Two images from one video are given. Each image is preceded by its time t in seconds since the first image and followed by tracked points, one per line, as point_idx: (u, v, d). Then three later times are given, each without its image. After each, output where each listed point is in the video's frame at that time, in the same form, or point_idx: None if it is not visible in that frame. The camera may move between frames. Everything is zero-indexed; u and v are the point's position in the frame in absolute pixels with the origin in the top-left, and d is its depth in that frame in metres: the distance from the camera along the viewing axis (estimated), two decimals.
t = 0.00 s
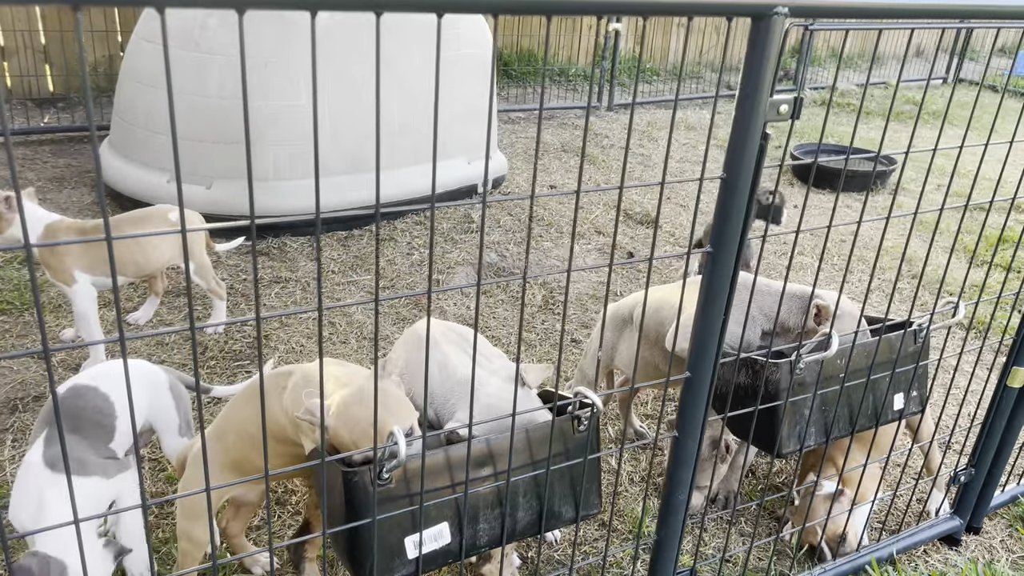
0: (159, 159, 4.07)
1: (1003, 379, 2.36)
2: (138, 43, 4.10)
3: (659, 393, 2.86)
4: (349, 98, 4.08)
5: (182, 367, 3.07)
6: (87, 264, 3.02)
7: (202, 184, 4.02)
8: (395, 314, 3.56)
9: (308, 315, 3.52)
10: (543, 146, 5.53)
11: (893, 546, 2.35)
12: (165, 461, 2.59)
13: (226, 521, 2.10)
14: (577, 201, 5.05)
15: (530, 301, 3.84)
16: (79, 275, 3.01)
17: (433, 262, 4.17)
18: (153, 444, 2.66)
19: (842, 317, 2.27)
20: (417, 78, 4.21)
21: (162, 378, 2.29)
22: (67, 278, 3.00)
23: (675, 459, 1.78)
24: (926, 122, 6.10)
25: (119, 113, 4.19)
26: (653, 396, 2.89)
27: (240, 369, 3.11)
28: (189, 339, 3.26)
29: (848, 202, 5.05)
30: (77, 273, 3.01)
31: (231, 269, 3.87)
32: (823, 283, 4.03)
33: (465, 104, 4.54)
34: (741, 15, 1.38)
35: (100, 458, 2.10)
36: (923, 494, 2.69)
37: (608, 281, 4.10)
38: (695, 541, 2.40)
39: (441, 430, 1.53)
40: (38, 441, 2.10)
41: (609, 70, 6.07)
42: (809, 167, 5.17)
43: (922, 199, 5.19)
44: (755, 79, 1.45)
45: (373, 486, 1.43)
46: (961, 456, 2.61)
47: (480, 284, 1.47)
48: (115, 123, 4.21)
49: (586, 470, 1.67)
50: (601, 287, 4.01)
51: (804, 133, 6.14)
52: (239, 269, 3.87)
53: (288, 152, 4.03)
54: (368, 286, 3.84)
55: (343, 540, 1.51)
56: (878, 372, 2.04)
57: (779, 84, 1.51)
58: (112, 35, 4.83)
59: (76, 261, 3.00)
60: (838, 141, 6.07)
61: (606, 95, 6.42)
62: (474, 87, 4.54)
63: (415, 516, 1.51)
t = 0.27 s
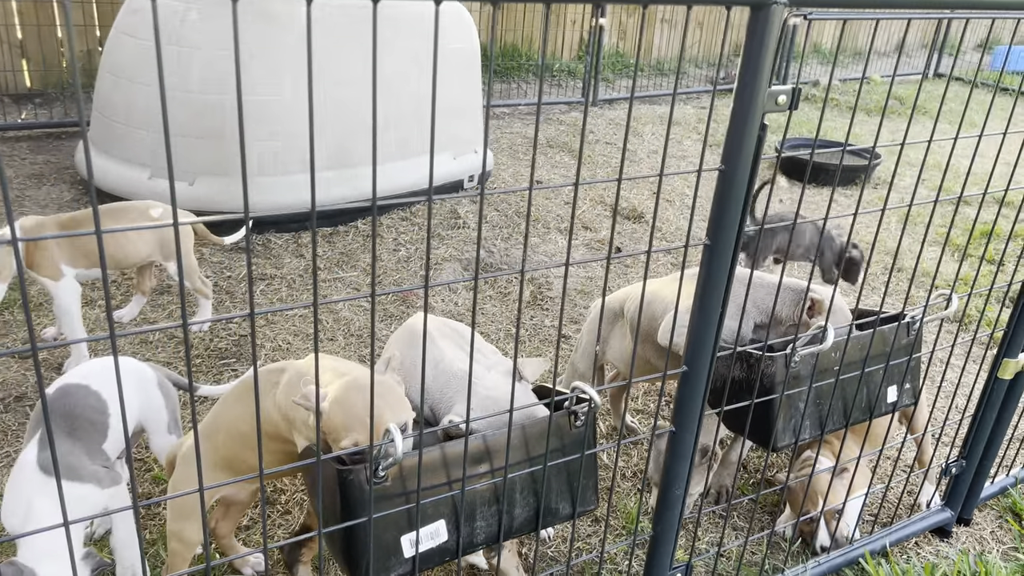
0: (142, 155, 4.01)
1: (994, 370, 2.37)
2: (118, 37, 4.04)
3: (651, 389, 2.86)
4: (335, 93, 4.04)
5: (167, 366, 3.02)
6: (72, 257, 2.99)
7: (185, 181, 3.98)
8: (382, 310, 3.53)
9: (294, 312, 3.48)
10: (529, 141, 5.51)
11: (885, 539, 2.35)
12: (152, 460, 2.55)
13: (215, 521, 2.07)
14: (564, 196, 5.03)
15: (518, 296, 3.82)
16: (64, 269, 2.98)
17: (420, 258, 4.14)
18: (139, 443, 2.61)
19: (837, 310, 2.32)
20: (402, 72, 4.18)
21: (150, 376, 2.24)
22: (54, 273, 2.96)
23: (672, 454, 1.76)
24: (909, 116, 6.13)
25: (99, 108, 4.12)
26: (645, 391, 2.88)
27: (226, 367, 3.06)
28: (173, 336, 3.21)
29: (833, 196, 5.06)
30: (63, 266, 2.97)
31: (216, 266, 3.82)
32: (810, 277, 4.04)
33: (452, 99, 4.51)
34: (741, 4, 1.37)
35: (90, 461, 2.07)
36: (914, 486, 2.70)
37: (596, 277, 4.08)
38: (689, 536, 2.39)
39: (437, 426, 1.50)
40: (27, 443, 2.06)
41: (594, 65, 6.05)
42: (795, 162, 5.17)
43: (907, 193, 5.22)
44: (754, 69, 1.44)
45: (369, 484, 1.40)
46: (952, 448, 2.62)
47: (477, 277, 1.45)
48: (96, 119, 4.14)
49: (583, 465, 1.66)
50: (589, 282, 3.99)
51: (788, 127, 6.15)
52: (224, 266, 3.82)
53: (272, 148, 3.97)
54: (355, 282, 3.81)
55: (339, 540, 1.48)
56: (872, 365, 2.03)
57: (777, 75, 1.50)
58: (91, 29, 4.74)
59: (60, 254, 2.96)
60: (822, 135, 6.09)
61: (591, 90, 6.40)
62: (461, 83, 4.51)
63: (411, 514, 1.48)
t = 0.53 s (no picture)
0: (123, 149, 3.96)
1: (979, 358, 2.38)
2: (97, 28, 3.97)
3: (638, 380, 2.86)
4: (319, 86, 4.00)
5: (151, 361, 2.99)
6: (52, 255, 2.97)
7: (166, 174, 3.92)
8: (368, 304, 3.51)
9: (280, 306, 3.45)
10: (514, 134, 5.49)
11: (872, 527, 2.36)
12: (136, 456, 2.52)
13: (201, 516, 2.05)
14: (549, 189, 5.02)
15: (505, 289, 3.81)
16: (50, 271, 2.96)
17: (406, 252, 4.12)
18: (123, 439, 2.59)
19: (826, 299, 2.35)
20: (386, 64, 4.15)
21: (136, 371, 2.22)
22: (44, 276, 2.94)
23: (661, 444, 1.76)
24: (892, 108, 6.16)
25: (78, 101, 4.06)
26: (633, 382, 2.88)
27: (211, 362, 3.03)
28: (157, 332, 3.18)
29: (817, 188, 5.09)
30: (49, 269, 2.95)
31: (200, 260, 3.79)
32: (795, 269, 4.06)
33: (437, 92, 4.48)
34: None
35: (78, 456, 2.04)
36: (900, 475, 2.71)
37: (583, 269, 4.08)
38: (677, 527, 2.40)
39: (426, 417, 1.49)
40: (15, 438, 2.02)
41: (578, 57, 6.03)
42: (779, 154, 5.19)
43: (890, 185, 5.24)
44: (743, 57, 1.44)
45: (358, 476, 1.38)
46: (937, 436, 2.63)
47: (466, 267, 1.43)
48: (74, 111, 4.07)
49: (573, 456, 1.65)
50: (575, 275, 3.99)
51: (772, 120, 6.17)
52: (208, 260, 3.79)
53: (255, 141, 3.93)
54: (340, 276, 3.78)
55: (327, 533, 1.47)
56: (859, 354, 2.04)
57: (766, 63, 1.49)
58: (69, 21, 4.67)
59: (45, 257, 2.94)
60: (806, 127, 6.11)
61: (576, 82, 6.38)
62: (446, 76, 4.48)
63: (401, 507, 1.47)
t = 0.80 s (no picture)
0: (104, 144, 3.92)
1: (961, 350, 2.40)
2: (77, 22, 3.93)
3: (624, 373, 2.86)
4: (302, 80, 3.98)
5: (133, 358, 2.96)
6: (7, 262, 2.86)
7: (147, 169, 3.88)
8: (352, 299, 3.50)
9: (263, 302, 3.43)
10: (499, 128, 5.47)
11: (856, 518, 2.37)
12: (118, 454, 2.50)
13: (184, 514, 2.04)
14: (535, 182, 5.01)
15: (490, 284, 3.80)
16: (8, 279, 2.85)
17: (390, 247, 4.10)
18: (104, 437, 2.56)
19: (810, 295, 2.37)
20: (369, 58, 4.12)
21: (117, 368, 2.20)
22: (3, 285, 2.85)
23: (646, 436, 1.76)
24: (875, 102, 6.18)
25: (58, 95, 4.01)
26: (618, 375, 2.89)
27: (194, 359, 3.01)
28: (139, 328, 3.15)
29: (802, 181, 5.10)
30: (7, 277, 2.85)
31: (182, 256, 3.76)
32: (779, 262, 4.07)
33: (420, 85, 4.46)
34: None
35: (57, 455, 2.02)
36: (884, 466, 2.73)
37: (568, 263, 4.07)
38: (663, 520, 2.40)
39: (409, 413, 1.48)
40: None
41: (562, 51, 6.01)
42: (764, 147, 5.20)
43: (873, 177, 5.27)
44: (725, 50, 1.43)
45: (341, 473, 1.38)
46: (920, 427, 2.65)
47: (448, 262, 1.42)
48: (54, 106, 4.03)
49: (557, 450, 1.65)
50: (561, 269, 3.98)
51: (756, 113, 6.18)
52: (190, 256, 3.76)
53: (237, 136, 3.90)
54: (324, 271, 3.76)
55: (311, 530, 1.46)
56: (842, 346, 2.05)
57: (747, 55, 1.48)
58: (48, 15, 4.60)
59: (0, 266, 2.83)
60: (790, 120, 6.12)
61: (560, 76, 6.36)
62: (429, 69, 4.46)
63: (384, 503, 1.46)
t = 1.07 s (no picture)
0: (88, 140, 3.89)
1: (946, 343, 2.41)
2: (60, 18, 3.90)
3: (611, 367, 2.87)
4: (288, 75, 3.96)
5: (118, 356, 2.94)
6: None
7: (132, 166, 3.86)
8: (339, 295, 3.49)
9: (250, 298, 3.41)
10: (486, 123, 5.45)
11: (842, 511, 2.39)
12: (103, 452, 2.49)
13: (170, 512, 2.03)
14: (522, 178, 5.01)
15: (478, 279, 3.80)
16: None
17: (378, 243, 4.09)
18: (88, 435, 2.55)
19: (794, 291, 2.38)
20: (355, 53, 4.10)
21: (96, 370, 2.18)
22: None
23: (631, 431, 1.76)
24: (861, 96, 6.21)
25: (42, 92, 3.99)
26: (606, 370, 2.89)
27: (179, 356, 2.99)
28: (124, 325, 3.14)
29: (788, 175, 5.12)
30: None
31: (168, 252, 3.74)
32: (766, 256, 4.09)
33: (407, 80, 4.45)
34: None
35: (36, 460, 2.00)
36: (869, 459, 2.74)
37: (555, 258, 4.07)
38: (650, 514, 2.41)
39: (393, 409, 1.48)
40: None
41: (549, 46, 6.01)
42: (750, 142, 5.21)
43: (859, 172, 5.29)
44: (708, 44, 1.43)
45: (324, 469, 1.37)
46: (906, 420, 2.67)
47: (432, 257, 1.42)
48: (38, 103, 4.00)
49: (543, 445, 1.65)
50: (549, 264, 3.99)
51: (743, 108, 6.19)
52: (176, 252, 3.74)
53: (223, 132, 3.88)
54: (311, 267, 3.75)
55: (295, 527, 1.46)
56: (827, 340, 2.05)
57: (731, 49, 1.48)
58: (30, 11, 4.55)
59: None
60: (777, 115, 6.13)
61: (547, 71, 6.35)
62: (416, 64, 4.45)
63: (369, 499, 1.46)
